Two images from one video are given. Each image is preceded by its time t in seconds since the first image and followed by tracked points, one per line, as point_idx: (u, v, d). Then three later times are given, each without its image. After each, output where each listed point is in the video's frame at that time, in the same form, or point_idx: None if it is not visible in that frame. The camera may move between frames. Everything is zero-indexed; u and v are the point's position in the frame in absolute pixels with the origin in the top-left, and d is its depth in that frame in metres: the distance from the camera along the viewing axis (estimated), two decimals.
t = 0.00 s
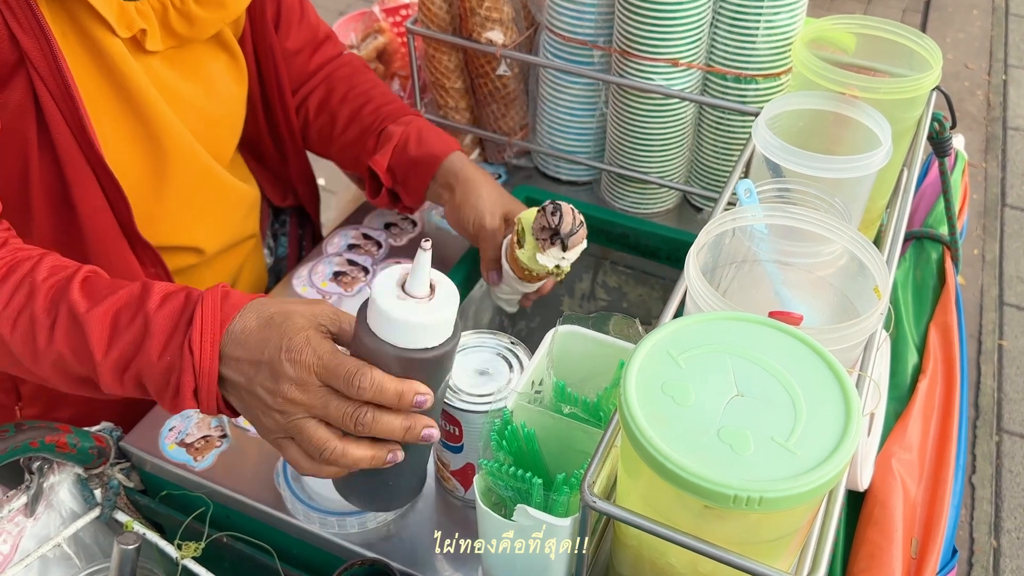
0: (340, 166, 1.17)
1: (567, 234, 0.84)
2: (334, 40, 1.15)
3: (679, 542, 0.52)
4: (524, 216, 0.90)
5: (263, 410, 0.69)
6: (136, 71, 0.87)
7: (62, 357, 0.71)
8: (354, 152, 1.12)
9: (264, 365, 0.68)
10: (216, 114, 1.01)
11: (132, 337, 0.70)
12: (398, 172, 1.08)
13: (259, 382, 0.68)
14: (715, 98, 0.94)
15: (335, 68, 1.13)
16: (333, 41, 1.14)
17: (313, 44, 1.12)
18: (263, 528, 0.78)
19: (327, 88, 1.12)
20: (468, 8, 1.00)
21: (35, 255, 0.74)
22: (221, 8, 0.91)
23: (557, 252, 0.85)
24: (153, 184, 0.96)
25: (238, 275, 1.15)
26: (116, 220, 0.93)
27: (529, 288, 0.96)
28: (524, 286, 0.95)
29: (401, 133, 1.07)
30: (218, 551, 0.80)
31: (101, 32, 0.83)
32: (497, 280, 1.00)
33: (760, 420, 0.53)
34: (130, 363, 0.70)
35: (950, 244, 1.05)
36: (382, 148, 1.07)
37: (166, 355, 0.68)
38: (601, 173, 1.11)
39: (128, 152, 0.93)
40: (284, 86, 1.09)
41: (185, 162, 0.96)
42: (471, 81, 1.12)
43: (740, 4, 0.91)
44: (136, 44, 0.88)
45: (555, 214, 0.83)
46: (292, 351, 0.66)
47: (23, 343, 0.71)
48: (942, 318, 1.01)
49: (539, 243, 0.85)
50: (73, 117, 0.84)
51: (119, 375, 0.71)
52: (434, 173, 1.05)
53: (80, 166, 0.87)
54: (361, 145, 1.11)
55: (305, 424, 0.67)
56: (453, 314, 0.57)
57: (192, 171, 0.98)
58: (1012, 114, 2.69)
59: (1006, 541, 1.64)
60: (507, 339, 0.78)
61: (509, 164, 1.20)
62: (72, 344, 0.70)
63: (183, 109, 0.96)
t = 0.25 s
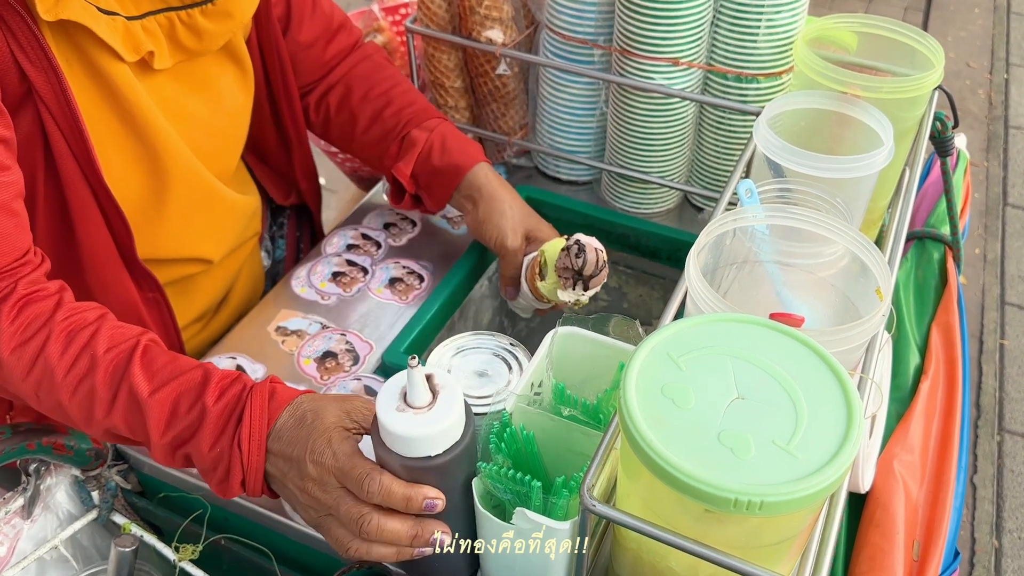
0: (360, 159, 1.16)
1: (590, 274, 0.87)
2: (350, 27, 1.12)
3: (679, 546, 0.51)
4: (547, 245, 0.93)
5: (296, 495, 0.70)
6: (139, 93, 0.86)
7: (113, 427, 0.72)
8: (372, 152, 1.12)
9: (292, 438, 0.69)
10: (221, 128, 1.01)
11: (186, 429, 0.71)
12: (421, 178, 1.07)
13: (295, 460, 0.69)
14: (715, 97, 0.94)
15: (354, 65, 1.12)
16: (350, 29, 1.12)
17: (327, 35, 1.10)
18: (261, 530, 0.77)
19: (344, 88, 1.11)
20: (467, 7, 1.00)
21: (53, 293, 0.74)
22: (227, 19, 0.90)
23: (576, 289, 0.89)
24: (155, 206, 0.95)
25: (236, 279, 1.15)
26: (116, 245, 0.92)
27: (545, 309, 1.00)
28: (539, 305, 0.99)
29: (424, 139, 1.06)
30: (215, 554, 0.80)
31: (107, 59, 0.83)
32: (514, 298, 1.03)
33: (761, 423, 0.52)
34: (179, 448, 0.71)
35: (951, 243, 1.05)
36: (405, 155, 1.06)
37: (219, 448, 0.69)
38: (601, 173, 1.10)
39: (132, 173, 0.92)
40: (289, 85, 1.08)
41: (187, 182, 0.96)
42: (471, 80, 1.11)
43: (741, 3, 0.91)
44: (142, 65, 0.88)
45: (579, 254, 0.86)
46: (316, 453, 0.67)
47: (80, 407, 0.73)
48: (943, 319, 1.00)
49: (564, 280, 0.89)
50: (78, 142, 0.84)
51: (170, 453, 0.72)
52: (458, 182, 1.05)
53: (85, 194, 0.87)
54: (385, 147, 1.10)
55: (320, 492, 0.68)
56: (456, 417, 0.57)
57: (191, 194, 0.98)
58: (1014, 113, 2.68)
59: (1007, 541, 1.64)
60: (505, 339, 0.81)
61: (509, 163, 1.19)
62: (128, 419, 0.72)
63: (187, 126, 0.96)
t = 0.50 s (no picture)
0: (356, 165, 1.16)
1: (596, 276, 0.87)
2: (352, 33, 1.12)
3: (681, 550, 0.51)
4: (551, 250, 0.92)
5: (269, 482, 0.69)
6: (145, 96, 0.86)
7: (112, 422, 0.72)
8: (370, 158, 1.12)
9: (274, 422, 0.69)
10: (226, 130, 1.00)
11: (184, 419, 0.70)
12: (421, 186, 1.07)
13: (274, 441, 0.68)
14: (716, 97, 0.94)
15: (355, 71, 1.12)
16: (351, 35, 1.12)
17: (329, 41, 1.10)
18: (262, 533, 0.77)
19: (346, 93, 1.11)
20: (468, 7, 0.99)
21: (49, 293, 0.74)
22: (232, 23, 0.91)
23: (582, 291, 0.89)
24: (161, 210, 0.95)
25: (242, 280, 1.14)
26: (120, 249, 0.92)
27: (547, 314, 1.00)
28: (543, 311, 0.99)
29: (426, 145, 1.06)
30: (216, 557, 0.80)
31: (112, 62, 0.83)
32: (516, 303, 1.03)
33: (763, 426, 0.52)
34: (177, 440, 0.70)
35: (953, 245, 1.04)
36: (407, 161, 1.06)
37: (219, 436, 0.69)
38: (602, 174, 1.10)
39: (137, 178, 0.92)
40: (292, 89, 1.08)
41: (191, 186, 0.96)
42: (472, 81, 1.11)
43: (742, 3, 0.90)
44: (148, 68, 0.88)
45: (586, 257, 0.86)
46: (292, 431, 0.67)
47: (76, 404, 0.72)
48: (945, 320, 1.00)
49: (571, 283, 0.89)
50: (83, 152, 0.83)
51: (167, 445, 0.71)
52: (460, 190, 1.05)
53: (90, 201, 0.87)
54: (384, 155, 1.10)
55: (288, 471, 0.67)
56: (469, 418, 0.57)
57: (196, 198, 0.98)
58: (1015, 112, 2.68)
59: (1008, 542, 1.63)
60: (506, 341, 0.81)
61: (509, 164, 1.19)
62: (127, 413, 0.71)
63: (192, 129, 0.96)
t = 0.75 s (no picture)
0: (352, 169, 1.16)
1: (596, 264, 0.84)
2: (346, 38, 1.12)
3: (681, 554, 0.51)
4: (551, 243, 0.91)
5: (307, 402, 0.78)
6: (151, 95, 0.86)
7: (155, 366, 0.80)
8: (366, 162, 1.12)
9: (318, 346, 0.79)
10: (232, 127, 1.00)
11: (223, 352, 0.79)
12: (416, 190, 1.07)
13: (313, 363, 0.78)
14: (716, 99, 0.94)
15: (352, 74, 1.12)
16: (345, 39, 1.12)
17: (324, 44, 1.09)
18: (262, 535, 0.77)
19: (342, 96, 1.11)
20: (467, 9, 0.99)
21: (73, 259, 0.81)
22: (235, 16, 0.89)
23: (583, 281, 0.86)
24: (167, 208, 0.96)
25: (249, 281, 1.15)
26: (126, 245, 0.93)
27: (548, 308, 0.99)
28: (546, 305, 0.98)
29: (421, 150, 1.06)
30: (217, 559, 0.80)
31: (118, 57, 0.83)
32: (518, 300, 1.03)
33: (763, 429, 0.52)
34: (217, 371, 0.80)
35: (952, 245, 1.04)
36: (402, 164, 1.06)
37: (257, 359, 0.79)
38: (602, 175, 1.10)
39: (142, 176, 0.92)
40: (293, 91, 1.08)
41: (198, 185, 0.96)
42: (471, 83, 1.11)
43: (741, 5, 0.90)
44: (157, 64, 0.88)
45: (584, 246, 0.83)
46: (338, 355, 0.76)
47: (119, 353, 0.80)
48: (945, 321, 1.00)
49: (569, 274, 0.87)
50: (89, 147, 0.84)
51: (208, 377, 0.80)
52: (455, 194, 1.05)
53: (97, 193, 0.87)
54: (380, 158, 1.10)
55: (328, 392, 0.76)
56: (468, 423, 0.57)
57: (205, 196, 0.98)
58: (1014, 111, 2.68)
59: (1008, 541, 1.63)
60: (506, 343, 0.80)
61: (509, 165, 1.19)
62: (167, 355, 0.80)
63: (197, 126, 0.96)
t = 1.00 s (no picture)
0: (351, 166, 1.16)
1: (596, 255, 0.84)
2: (342, 34, 1.11)
3: (682, 553, 0.51)
4: (551, 238, 0.91)
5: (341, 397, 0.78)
6: (168, 85, 0.86)
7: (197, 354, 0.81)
8: (365, 160, 1.12)
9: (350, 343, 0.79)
10: (241, 117, 1.00)
11: (265, 342, 0.80)
12: (415, 188, 1.08)
13: (348, 358, 0.78)
14: (716, 98, 0.94)
15: (350, 73, 1.11)
16: (342, 34, 1.11)
17: (321, 38, 1.08)
18: (261, 535, 0.77)
19: (340, 95, 1.11)
20: (467, 7, 0.99)
21: (112, 247, 0.81)
22: (245, 7, 0.89)
23: (585, 272, 0.86)
24: (181, 197, 0.95)
25: (253, 274, 1.14)
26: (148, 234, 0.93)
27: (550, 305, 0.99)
28: (548, 302, 0.98)
29: (421, 147, 1.06)
30: (216, 559, 0.80)
31: (134, 45, 0.82)
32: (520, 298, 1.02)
33: (764, 428, 0.52)
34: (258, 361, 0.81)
35: (952, 244, 1.04)
36: (401, 163, 1.06)
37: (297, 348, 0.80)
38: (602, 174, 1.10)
39: (157, 166, 0.92)
40: (293, 90, 1.07)
41: (213, 176, 0.96)
42: (470, 81, 1.11)
43: (741, 4, 0.90)
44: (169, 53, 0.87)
45: (584, 238, 0.84)
46: (368, 352, 0.77)
47: (161, 341, 0.80)
48: (945, 319, 1.00)
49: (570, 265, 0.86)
50: (107, 134, 0.83)
51: (249, 366, 0.81)
52: (455, 192, 1.06)
53: (117, 182, 0.87)
54: (378, 157, 1.10)
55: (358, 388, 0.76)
56: (469, 421, 0.57)
57: (219, 188, 0.98)
58: (1013, 110, 2.68)
59: (1008, 540, 1.63)
60: (507, 342, 0.80)
61: (509, 164, 1.19)
62: (209, 345, 0.80)
63: (209, 117, 0.95)
